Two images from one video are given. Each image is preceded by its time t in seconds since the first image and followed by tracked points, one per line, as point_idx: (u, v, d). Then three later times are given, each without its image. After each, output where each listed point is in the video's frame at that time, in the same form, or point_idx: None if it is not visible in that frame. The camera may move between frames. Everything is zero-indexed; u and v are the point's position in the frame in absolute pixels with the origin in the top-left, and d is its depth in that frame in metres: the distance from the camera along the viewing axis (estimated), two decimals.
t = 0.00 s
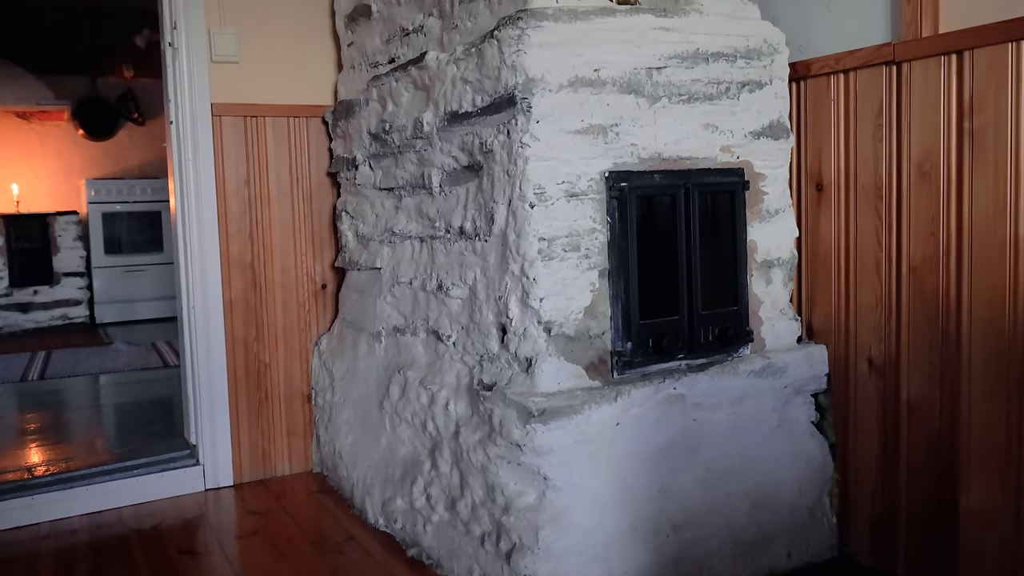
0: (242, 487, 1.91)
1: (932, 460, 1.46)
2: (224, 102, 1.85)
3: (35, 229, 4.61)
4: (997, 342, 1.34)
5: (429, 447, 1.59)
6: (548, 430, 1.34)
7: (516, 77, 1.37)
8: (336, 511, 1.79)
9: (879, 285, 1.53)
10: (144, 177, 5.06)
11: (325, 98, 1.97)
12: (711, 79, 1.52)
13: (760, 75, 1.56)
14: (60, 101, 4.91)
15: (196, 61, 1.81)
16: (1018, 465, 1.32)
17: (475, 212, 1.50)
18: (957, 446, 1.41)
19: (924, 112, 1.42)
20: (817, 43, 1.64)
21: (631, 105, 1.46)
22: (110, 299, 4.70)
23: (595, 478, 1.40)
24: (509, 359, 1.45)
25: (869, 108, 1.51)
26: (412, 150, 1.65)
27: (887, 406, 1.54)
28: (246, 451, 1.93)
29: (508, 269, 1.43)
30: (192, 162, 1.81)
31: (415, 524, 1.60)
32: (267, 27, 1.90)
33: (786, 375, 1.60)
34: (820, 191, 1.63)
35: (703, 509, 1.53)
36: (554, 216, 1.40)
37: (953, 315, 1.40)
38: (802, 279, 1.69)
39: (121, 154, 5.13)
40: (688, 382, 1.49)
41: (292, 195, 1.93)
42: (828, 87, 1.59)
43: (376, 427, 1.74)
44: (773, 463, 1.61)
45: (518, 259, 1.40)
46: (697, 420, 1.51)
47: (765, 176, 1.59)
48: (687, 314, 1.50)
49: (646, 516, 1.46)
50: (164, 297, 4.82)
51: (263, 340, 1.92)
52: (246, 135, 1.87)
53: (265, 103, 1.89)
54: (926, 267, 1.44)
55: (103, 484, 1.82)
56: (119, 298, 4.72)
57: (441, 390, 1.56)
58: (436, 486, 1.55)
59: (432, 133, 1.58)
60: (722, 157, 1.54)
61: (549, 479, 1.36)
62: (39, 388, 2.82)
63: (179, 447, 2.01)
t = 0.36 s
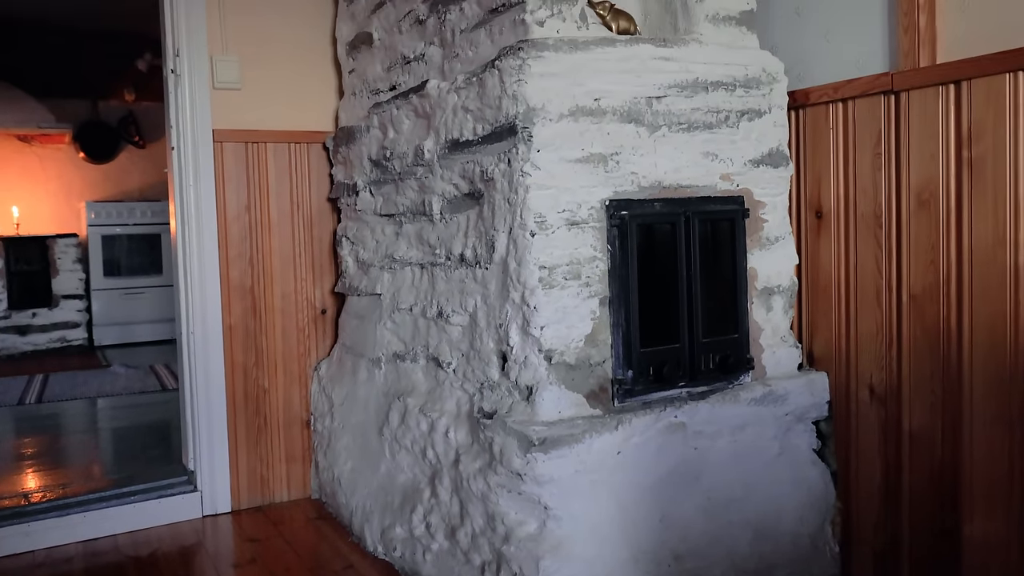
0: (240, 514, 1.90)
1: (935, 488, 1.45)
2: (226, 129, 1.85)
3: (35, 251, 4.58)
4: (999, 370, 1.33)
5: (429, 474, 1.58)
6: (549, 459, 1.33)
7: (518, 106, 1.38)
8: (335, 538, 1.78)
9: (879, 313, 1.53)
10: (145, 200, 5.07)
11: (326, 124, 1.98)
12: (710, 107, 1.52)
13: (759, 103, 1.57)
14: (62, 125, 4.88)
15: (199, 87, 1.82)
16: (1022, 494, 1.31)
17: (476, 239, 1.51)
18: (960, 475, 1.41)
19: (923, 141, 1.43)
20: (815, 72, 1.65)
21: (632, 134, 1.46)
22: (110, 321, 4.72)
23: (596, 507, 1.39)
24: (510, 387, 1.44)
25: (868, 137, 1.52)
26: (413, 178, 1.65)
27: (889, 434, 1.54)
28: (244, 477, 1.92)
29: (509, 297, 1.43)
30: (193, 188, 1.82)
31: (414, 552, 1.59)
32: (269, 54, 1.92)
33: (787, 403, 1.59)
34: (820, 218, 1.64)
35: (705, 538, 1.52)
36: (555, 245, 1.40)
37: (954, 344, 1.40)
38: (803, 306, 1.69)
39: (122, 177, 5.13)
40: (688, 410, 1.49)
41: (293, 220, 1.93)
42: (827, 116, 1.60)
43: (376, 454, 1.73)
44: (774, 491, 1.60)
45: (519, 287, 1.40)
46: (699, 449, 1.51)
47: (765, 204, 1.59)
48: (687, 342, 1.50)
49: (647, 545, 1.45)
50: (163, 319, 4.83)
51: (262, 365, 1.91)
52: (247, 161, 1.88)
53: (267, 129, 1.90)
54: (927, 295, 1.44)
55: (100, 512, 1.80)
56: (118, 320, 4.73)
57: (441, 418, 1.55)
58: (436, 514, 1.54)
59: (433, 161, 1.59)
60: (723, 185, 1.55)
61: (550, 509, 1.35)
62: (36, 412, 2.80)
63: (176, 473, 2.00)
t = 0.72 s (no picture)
0: (236, 550, 1.88)
1: (939, 526, 1.45)
2: (227, 163, 1.86)
3: (33, 281, 4.58)
4: (1000, 408, 1.33)
5: (428, 512, 1.56)
6: (549, 499, 1.32)
7: (518, 145, 1.39)
8: None
9: (878, 349, 1.53)
10: (144, 230, 5.07)
11: (326, 158, 1.99)
12: (709, 145, 1.53)
13: (757, 141, 1.58)
14: (64, 155, 4.88)
15: (201, 122, 1.83)
16: None
17: (476, 276, 1.51)
18: (963, 513, 1.40)
19: (919, 180, 1.43)
20: (812, 110, 1.66)
21: (631, 172, 1.47)
22: (107, 351, 4.69)
23: (597, 547, 1.38)
24: (509, 425, 1.44)
25: (865, 175, 1.53)
26: (413, 214, 1.66)
27: (890, 472, 1.53)
28: (241, 512, 1.90)
29: (509, 334, 1.42)
30: (193, 222, 1.82)
31: None
32: (270, 88, 1.93)
33: (788, 440, 1.59)
34: (818, 255, 1.65)
35: None
36: (555, 282, 1.40)
37: (955, 381, 1.40)
38: (802, 342, 1.70)
39: (122, 207, 5.15)
40: (689, 448, 1.48)
41: (293, 254, 1.94)
42: (825, 153, 1.61)
43: (374, 491, 1.72)
44: (776, 529, 1.59)
45: (519, 324, 1.40)
46: (700, 487, 1.50)
47: (764, 241, 1.60)
48: (687, 380, 1.50)
49: None
50: (160, 348, 4.81)
51: (261, 399, 1.91)
52: (248, 194, 1.89)
53: (268, 163, 1.91)
54: (926, 333, 1.44)
55: (94, 549, 1.78)
56: (116, 350, 4.71)
57: (441, 455, 1.54)
58: (434, 553, 1.52)
59: (433, 197, 1.59)
60: (722, 223, 1.55)
61: (550, 549, 1.34)
62: (31, 444, 2.78)
63: (172, 509, 1.98)
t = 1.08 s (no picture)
0: None
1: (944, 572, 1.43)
2: (230, 203, 1.87)
3: (31, 316, 4.58)
4: (1003, 454, 1.32)
5: (427, 556, 1.54)
6: (549, 545, 1.30)
7: (518, 188, 1.39)
8: None
9: (880, 392, 1.53)
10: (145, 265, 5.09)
11: (328, 197, 2.00)
12: (708, 188, 1.54)
13: (756, 184, 1.59)
14: (65, 191, 4.86)
15: (203, 162, 1.84)
16: None
17: (476, 318, 1.51)
18: (968, 559, 1.38)
19: (918, 223, 1.44)
20: (811, 152, 1.68)
21: (631, 215, 1.48)
22: (104, 387, 4.67)
23: None
24: (510, 469, 1.41)
25: (864, 218, 1.54)
26: (414, 255, 1.66)
27: (894, 516, 1.52)
28: (237, 555, 1.87)
29: (509, 377, 1.41)
30: (194, 261, 1.82)
31: None
32: (273, 129, 1.94)
33: (790, 484, 1.58)
34: (818, 297, 1.65)
35: None
36: (556, 325, 1.40)
37: (957, 425, 1.39)
38: (804, 384, 1.70)
39: (122, 242, 5.16)
40: (691, 492, 1.47)
41: (292, 292, 1.94)
42: (824, 196, 1.62)
43: (372, 533, 1.69)
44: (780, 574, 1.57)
45: (520, 367, 1.39)
46: (702, 531, 1.48)
47: (764, 283, 1.60)
48: (689, 423, 1.50)
49: None
50: (158, 385, 4.77)
51: (259, 440, 1.90)
52: (249, 233, 1.89)
53: (269, 203, 1.92)
54: (927, 376, 1.44)
55: None
56: (113, 386, 4.69)
57: (440, 498, 1.53)
58: None
59: (434, 239, 1.60)
60: (722, 265, 1.56)
61: None
62: (26, 483, 2.76)
63: (167, 550, 1.95)
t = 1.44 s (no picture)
0: None
1: None
2: (229, 233, 1.87)
3: (30, 345, 4.53)
4: (1008, 491, 1.30)
5: None
6: None
7: (519, 222, 1.40)
8: None
9: (882, 427, 1.52)
10: (145, 293, 5.10)
11: (328, 228, 2.01)
12: (709, 221, 1.54)
13: (757, 218, 1.59)
14: (66, 220, 4.86)
15: (203, 192, 1.85)
16: None
17: (477, 350, 1.50)
18: None
19: (919, 258, 1.44)
20: (811, 186, 1.68)
21: (632, 249, 1.48)
22: (101, 416, 4.65)
23: None
24: (510, 503, 1.40)
25: (865, 252, 1.54)
26: (415, 286, 1.66)
27: (898, 552, 1.50)
28: None
29: (510, 411, 1.40)
30: (194, 291, 1.81)
31: None
32: (274, 159, 1.95)
33: (793, 519, 1.56)
34: (820, 330, 1.65)
35: None
36: (557, 359, 1.39)
37: (960, 462, 1.38)
38: (807, 418, 1.69)
39: (122, 270, 5.19)
40: (692, 528, 1.45)
41: (292, 322, 1.94)
42: (824, 229, 1.62)
43: (370, 568, 1.67)
44: None
45: (520, 401, 1.38)
46: (704, 568, 1.46)
47: (765, 316, 1.59)
48: (690, 458, 1.48)
49: None
50: (155, 414, 4.79)
51: (256, 471, 1.88)
52: (249, 263, 1.89)
53: (268, 234, 1.92)
54: (930, 412, 1.43)
55: None
56: (111, 415, 4.66)
57: (439, 532, 1.51)
58: None
59: (435, 270, 1.60)
60: (722, 298, 1.55)
61: None
62: (20, 513, 2.73)
63: None
